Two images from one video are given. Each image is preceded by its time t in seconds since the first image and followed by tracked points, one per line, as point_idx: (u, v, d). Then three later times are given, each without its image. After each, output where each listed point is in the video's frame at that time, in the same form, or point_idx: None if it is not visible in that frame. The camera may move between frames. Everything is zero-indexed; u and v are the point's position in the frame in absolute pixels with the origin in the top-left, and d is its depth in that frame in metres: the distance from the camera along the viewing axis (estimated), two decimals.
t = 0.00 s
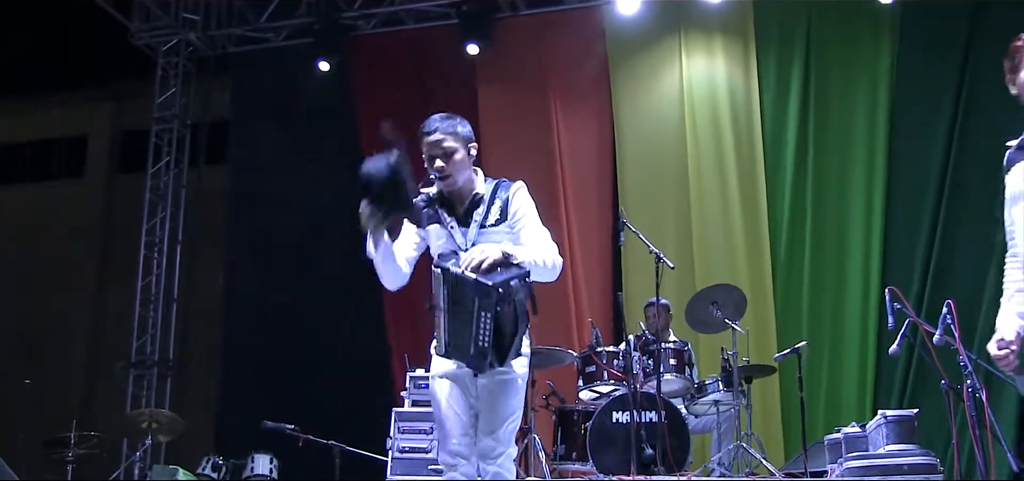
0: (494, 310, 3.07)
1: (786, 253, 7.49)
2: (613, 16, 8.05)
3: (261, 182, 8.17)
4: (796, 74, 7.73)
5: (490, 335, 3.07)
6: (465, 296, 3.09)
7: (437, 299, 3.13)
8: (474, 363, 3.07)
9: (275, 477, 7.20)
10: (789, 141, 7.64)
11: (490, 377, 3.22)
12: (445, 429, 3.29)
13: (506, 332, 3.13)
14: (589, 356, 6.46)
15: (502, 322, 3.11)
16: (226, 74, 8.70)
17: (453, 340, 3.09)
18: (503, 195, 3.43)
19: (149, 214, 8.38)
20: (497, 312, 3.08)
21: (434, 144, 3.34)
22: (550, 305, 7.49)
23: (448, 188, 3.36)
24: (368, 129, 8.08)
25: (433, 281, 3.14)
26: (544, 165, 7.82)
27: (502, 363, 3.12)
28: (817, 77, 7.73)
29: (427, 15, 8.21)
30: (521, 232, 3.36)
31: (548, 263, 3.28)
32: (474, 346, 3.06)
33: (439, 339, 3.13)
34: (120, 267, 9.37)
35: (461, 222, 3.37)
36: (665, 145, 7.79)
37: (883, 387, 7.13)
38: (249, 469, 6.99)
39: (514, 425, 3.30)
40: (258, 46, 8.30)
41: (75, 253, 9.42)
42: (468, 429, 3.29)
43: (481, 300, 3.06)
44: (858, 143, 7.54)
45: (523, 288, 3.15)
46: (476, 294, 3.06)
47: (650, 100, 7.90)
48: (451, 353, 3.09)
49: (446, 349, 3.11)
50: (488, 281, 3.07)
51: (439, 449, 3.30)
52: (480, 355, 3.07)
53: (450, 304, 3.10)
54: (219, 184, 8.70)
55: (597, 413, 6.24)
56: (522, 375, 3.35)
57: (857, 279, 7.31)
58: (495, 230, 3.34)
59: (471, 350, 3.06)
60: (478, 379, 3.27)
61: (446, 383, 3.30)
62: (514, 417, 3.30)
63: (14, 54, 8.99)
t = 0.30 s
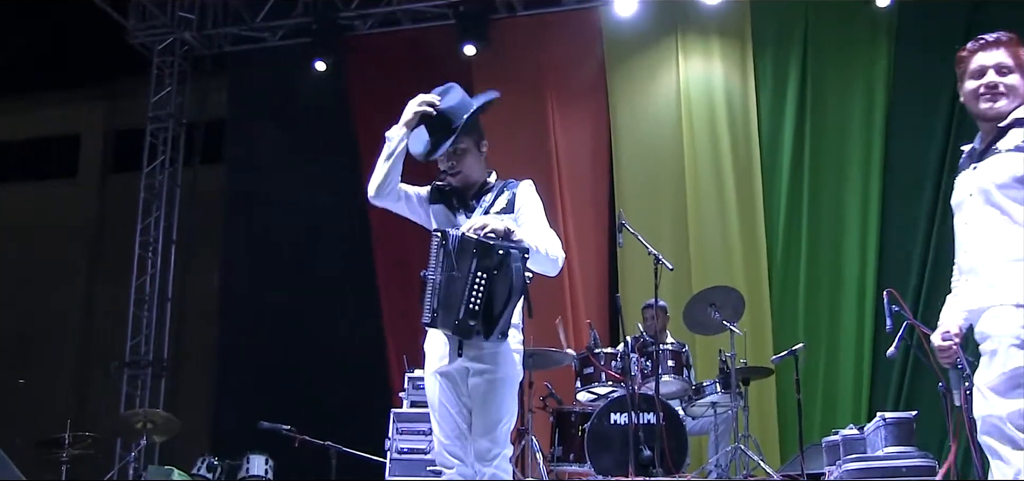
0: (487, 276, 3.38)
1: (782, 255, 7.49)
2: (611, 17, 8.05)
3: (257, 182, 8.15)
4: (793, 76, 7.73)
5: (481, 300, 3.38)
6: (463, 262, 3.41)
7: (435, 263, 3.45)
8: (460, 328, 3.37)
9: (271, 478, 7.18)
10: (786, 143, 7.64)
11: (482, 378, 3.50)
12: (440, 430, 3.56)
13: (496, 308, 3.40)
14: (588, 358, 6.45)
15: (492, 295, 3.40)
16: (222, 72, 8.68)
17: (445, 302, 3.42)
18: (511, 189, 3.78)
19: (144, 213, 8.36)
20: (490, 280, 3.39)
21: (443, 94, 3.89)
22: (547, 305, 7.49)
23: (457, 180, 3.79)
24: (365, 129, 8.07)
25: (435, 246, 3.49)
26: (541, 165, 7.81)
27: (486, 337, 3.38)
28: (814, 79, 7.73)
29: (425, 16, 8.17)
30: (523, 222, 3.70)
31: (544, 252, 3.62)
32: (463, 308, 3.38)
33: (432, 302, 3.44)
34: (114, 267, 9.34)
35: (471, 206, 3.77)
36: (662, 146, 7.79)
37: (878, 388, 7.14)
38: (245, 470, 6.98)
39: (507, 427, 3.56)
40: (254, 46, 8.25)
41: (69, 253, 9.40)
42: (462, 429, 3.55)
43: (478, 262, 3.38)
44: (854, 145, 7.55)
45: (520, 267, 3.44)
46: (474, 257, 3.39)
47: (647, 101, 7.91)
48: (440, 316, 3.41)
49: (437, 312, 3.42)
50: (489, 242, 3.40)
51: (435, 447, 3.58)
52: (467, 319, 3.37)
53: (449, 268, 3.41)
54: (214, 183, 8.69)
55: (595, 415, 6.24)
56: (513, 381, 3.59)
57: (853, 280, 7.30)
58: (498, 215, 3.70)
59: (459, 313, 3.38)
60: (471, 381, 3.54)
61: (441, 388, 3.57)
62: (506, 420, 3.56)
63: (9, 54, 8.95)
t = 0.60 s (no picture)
0: (485, 265, 3.46)
1: (770, 259, 7.49)
2: (602, 21, 8.08)
3: (244, 180, 8.14)
4: (782, 81, 7.75)
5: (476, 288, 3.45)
6: (460, 249, 3.48)
7: (433, 249, 3.52)
8: (452, 314, 3.43)
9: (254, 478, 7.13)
10: (775, 147, 7.65)
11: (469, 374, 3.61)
12: (430, 432, 3.66)
13: (489, 299, 3.48)
14: (576, 360, 6.43)
15: (487, 285, 3.48)
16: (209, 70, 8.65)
17: (438, 287, 3.47)
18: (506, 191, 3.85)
19: (128, 211, 8.31)
20: (486, 269, 3.47)
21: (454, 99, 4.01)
22: (534, 305, 7.49)
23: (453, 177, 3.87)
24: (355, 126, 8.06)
25: (432, 233, 3.55)
26: (530, 167, 7.83)
27: (476, 327, 3.45)
28: (803, 84, 7.75)
29: (415, 16, 8.24)
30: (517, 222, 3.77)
31: (538, 251, 3.68)
32: (456, 293, 3.45)
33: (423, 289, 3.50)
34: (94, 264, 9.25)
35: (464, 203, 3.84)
36: (651, 149, 7.81)
37: (864, 394, 7.15)
38: (229, 470, 6.93)
39: (495, 427, 3.65)
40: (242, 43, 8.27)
41: (51, 249, 9.32)
42: (450, 431, 3.65)
43: (477, 251, 3.46)
44: (842, 151, 7.55)
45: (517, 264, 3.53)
46: (473, 246, 3.47)
47: (636, 104, 7.93)
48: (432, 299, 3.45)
49: (429, 296, 3.47)
50: (491, 233, 3.49)
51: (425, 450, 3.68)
52: (459, 304, 3.44)
53: (445, 254, 3.48)
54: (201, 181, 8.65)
55: (583, 416, 6.23)
56: (500, 382, 3.70)
57: (839, 285, 7.30)
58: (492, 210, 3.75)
59: (453, 298, 3.45)
60: (459, 381, 3.64)
61: (429, 390, 3.68)
62: (494, 420, 3.66)
63: None
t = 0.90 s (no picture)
0: (465, 259, 3.51)
1: (740, 262, 7.51)
2: (576, 23, 8.10)
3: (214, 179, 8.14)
4: (754, 85, 7.78)
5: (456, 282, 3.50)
6: (440, 243, 3.53)
7: (413, 243, 3.56)
8: (431, 306, 3.47)
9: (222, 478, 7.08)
10: (746, 151, 7.68)
11: (444, 373, 3.59)
12: (403, 432, 3.63)
13: (467, 294, 3.53)
14: (548, 361, 6.41)
15: (465, 280, 3.53)
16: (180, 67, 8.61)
17: (417, 280, 3.50)
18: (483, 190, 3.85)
19: (96, 207, 8.23)
20: (467, 264, 3.52)
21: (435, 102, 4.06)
22: (505, 307, 7.47)
23: (430, 171, 3.87)
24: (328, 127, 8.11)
25: (411, 228, 3.60)
26: (502, 168, 7.84)
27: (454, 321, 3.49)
28: (774, 88, 7.77)
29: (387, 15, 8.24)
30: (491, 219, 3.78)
31: (517, 248, 3.69)
32: (436, 286, 3.49)
33: (400, 281, 3.52)
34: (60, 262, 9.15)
35: (441, 199, 3.83)
36: (623, 152, 7.82)
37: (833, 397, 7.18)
38: (196, 469, 6.88)
39: (469, 427, 3.62)
40: (213, 39, 8.19)
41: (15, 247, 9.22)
42: (424, 430, 3.62)
43: (458, 244, 3.51)
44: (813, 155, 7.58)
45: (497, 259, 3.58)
46: (454, 239, 3.53)
47: (608, 107, 7.94)
48: (410, 293, 3.48)
49: (408, 288, 3.50)
50: (473, 226, 3.54)
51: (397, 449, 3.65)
52: (439, 297, 3.48)
53: (424, 247, 3.52)
54: (170, 178, 8.59)
55: (555, 417, 6.23)
56: (476, 380, 3.68)
57: (809, 288, 7.32)
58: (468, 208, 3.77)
59: (432, 291, 3.49)
60: (434, 380, 3.62)
61: (404, 389, 3.64)
62: (469, 420, 3.63)
63: None
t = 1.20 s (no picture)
0: (467, 262, 3.61)
1: (719, 264, 7.51)
2: (555, 25, 8.13)
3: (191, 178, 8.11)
4: (732, 87, 7.82)
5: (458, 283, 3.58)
6: (441, 245, 3.62)
7: (413, 245, 3.63)
8: (433, 306, 3.54)
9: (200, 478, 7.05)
10: (724, 152, 7.71)
11: (435, 373, 3.59)
12: (391, 431, 3.62)
13: (468, 297, 3.60)
14: (529, 361, 6.39)
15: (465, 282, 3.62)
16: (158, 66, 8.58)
17: (417, 281, 3.57)
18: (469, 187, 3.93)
19: (72, 206, 8.18)
20: (468, 267, 3.61)
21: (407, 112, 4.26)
22: (485, 308, 7.46)
23: (419, 164, 3.97)
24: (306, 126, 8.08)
25: (410, 230, 3.67)
26: (481, 168, 7.84)
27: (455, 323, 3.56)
28: (752, 90, 7.81)
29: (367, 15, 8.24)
30: (479, 220, 3.84)
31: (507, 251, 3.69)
32: (438, 286, 3.56)
33: (400, 281, 3.59)
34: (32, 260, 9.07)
35: (425, 196, 3.89)
36: (601, 153, 7.83)
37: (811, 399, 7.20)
38: (174, 469, 6.85)
39: (458, 428, 3.63)
40: (191, 37, 8.21)
41: None
42: (412, 431, 3.61)
43: (461, 246, 3.61)
44: (791, 158, 7.62)
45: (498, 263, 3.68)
46: (456, 242, 3.62)
47: (587, 108, 7.96)
48: (411, 293, 3.55)
49: (408, 289, 3.56)
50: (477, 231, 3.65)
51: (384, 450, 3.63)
52: (441, 297, 3.55)
53: (426, 248, 3.60)
54: (147, 177, 8.55)
55: (535, 418, 6.23)
56: (464, 382, 3.69)
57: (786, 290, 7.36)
58: (456, 208, 3.83)
59: (433, 292, 3.56)
60: (423, 380, 3.62)
61: (391, 389, 3.63)
62: (457, 420, 3.63)
63: None
